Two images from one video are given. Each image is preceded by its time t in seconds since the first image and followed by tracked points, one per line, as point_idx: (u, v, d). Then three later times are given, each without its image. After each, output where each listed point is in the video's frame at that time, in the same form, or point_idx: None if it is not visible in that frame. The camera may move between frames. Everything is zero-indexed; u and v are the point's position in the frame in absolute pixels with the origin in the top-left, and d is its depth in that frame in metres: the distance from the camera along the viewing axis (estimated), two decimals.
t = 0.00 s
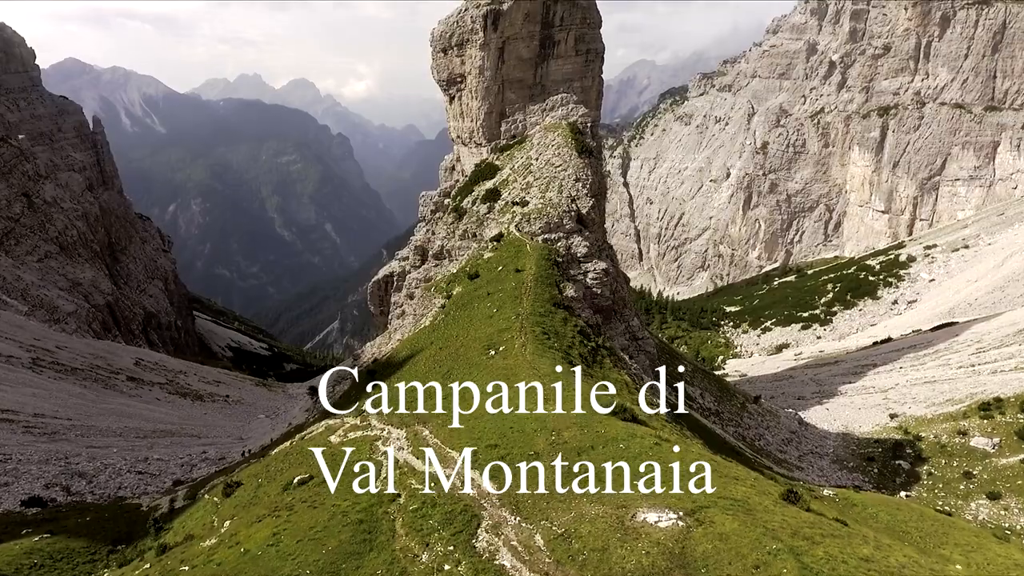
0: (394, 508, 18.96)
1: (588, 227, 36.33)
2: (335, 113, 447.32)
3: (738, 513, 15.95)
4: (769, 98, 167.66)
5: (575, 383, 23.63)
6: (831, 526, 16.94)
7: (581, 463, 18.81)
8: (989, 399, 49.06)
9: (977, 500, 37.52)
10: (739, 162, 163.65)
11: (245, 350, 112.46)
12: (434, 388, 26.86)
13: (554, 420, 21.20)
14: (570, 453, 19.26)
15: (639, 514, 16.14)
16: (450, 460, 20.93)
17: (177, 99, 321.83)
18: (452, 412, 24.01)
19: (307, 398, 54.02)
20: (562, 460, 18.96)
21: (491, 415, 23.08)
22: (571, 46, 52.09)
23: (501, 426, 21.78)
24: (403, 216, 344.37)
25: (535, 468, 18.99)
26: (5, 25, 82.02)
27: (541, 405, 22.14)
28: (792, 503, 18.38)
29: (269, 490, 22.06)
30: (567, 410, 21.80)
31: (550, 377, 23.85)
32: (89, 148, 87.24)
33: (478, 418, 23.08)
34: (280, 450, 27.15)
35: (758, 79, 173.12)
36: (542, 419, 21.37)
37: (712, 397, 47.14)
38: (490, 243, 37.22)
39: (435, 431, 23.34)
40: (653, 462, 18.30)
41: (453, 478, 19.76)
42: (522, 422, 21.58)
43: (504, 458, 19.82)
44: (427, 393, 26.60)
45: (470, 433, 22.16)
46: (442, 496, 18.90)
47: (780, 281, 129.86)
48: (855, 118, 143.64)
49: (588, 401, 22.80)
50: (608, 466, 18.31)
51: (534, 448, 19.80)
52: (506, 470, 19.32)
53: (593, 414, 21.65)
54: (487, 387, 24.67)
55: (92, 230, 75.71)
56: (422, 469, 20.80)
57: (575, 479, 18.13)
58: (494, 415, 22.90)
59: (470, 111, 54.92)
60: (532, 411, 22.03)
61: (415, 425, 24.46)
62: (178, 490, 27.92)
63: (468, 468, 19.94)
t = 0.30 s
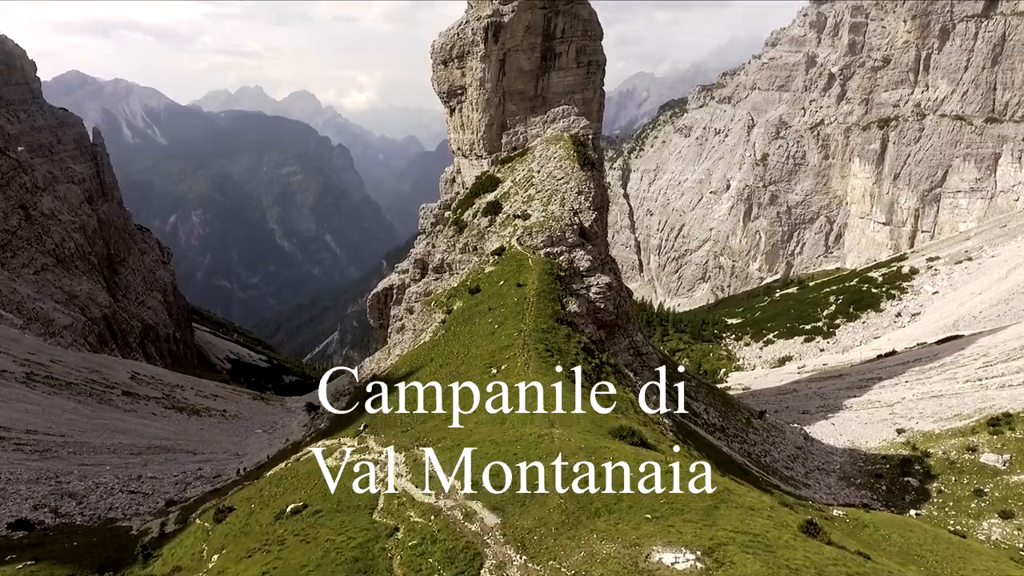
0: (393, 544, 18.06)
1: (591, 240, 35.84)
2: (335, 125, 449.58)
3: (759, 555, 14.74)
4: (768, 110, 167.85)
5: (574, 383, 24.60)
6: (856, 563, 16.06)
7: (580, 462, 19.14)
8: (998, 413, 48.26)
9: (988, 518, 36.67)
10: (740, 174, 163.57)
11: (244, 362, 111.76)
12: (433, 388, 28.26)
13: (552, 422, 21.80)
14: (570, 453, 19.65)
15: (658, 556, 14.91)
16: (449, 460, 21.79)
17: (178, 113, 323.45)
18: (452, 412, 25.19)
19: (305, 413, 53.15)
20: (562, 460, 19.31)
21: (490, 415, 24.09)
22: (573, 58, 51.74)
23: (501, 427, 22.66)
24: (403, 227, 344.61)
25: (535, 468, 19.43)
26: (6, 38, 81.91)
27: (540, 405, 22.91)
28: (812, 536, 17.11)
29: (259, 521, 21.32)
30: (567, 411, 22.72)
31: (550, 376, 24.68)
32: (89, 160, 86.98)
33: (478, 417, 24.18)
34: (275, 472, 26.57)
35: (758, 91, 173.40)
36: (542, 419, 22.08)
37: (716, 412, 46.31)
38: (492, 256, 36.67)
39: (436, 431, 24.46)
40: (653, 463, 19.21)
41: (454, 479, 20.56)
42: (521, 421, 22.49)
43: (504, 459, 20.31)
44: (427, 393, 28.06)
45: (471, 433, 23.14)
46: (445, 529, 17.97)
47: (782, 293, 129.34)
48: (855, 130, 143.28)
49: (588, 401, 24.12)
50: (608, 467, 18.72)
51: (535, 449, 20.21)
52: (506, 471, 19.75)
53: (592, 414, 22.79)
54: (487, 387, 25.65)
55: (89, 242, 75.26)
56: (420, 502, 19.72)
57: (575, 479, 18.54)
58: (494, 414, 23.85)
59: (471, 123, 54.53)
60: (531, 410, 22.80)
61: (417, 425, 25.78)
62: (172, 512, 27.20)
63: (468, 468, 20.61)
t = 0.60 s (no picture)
0: None
1: (593, 253, 35.20)
2: (336, 137, 451.59)
3: None
4: (767, 122, 168.01)
5: (573, 383, 25.41)
6: None
7: (581, 463, 19.79)
8: (1008, 429, 47.38)
9: (1001, 537, 35.75)
10: (740, 185, 163.39)
11: (243, 375, 111.06)
12: (433, 388, 29.50)
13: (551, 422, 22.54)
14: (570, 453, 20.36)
15: None
16: (448, 461, 22.95)
17: (179, 125, 324.82)
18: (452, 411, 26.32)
19: (303, 427, 52.38)
20: (563, 460, 19.96)
21: (490, 415, 24.95)
22: (574, 70, 51.38)
23: (501, 426, 23.55)
24: (403, 238, 344.38)
25: (535, 469, 20.19)
26: (7, 50, 81.78)
27: (540, 404, 23.64)
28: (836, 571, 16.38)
29: (253, 550, 21.04)
30: (566, 411, 23.38)
31: (549, 377, 25.37)
32: (88, 171, 86.74)
33: (478, 416, 25.14)
34: (267, 496, 26.34)
35: (757, 102, 173.67)
36: (541, 420, 22.79)
37: (721, 428, 45.43)
38: (493, 269, 36.14)
39: (438, 431, 25.54)
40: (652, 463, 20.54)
41: (453, 479, 21.74)
42: (521, 422, 23.19)
43: (504, 460, 21.17)
44: (427, 394, 29.24)
45: (472, 433, 24.14)
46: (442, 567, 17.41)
47: (783, 304, 128.72)
48: (855, 141, 143.14)
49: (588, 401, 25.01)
50: (608, 467, 19.49)
51: (536, 450, 20.91)
52: (506, 471, 20.60)
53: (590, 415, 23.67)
54: (486, 386, 26.63)
55: (87, 255, 74.79)
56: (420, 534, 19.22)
57: (575, 480, 19.12)
58: (493, 414, 24.71)
59: (471, 134, 54.10)
60: (531, 409, 23.58)
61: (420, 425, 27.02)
62: (162, 536, 26.41)
63: (468, 467, 21.67)
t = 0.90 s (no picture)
0: None
1: (596, 267, 34.62)
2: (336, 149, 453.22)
3: None
4: (767, 134, 168.07)
5: (573, 384, 26.09)
6: None
7: (580, 463, 20.44)
8: (1018, 445, 46.49)
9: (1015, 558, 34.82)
10: (740, 197, 163.26)
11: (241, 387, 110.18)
12: (432, 387, 30.67)
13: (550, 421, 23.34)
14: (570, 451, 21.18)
15: None
16: (446, 461, 24.10)
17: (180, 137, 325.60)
18: (452, 411, 27.29)
19: (300, 443, 51.52)
20: (562, 460, 20.62)
21: (490, 414, 25.78)
22: (574, 82, 51.11)
23: (500, 427, 24.27)
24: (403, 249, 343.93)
25: (535, 468, 20.99)
26: (7, 62, 81.55)
27: (540, 404, 24.45)
28: None
29: None
30: (566, 412, 24.14)
31: (549, 377, 26.13)
32: (88, 183, 86.42)
33: (478, 416, 26.04)
34: (260, 521, 26.23)
35: (756, 114, 173.90)
36: (539, 420, 23.54)
37: (726, 444, 44.50)
38: (494, 284, 35.54)
39: (438, 429, 26.64)
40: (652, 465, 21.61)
41: (452, 479, 22.82)
42: (520, 421, 24.01)
43: (505, 459, 22.07)
44: (427, 395, 30.35)
45: (472, 433, 25.05)
46: None
47: (785, 316, 127.99)
48: (856, 153, 143.03)
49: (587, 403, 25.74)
50: (608, 468, 20.20)
51: (535, 450, 21.71)
52: (506, 470, 21.53)
53: (589, 416, 24.46)
54: (485, 387, 27.49)
55: (84, 266, 74.13)
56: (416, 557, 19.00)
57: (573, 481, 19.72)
58: (493, 414, 25.58)
59: (472, 146, 53.64)
60: (531, 409, 24.38)
61: (421, 424, 28.17)
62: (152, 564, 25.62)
63: (468, 467, 22.71)
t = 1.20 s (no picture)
0: None
1: (599, 280, 34.08)
2: (336, 160, 454.24)
3: None
4: (767, 145, 167.96)
5: (574, 383, 26.62)
6: None
7: (580, 463, 21.15)
8: None
9: None
10: (740, 208, 163.12)
11: (240, 399, 109.30)
12: (433, 388, 31.79)
13: (548, 420, 24.05)
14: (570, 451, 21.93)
15: None
16: (446, 461, 25.10)
17: (181, 149, 326.55)
18: (452, 411, 28.28)
19: (297, 459, 50.67)
20: (562, 461, 21.26)
21: (490, 414, 26.65)
22: (575, 93, 50.77)
23: (498, 428, 25.09)
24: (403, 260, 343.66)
25: (535, 468, 21.56)
26: (7, 74, 81.26)
27: (540, 404, 25.17)
28: None
29: None
30: (565, 411, 24.90)
31: (549, 376, 26.83)
32: (87, 194, 85.98)
33: (478, 416, 26.93)
34: (252, 547, 25.55)
35: (756, 125, 173.98)
36: (536, 419, 24.28)
37: (731, 460, 43.59)
38: (495, 297, 34.99)
39: (440, 428, 27.65)
40: (653, 464, 22.70)
41: (452, 479, 23.85)
42: (519, 420, 24.81)
43: (503, 459, 22.82)
44: (428, 394, 31.49)
45: (472, 433, 25.96)
46: None
47: (787, 327, 127.30)
48: (856, 164, 142.82)
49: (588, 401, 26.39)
50: (606, 471, 21.02)
51: (534, 450, 22.34)
52: (506, 471, 22.22)
53: (590, 415, 25.17)
54: (485, 386, 28.39)
55: (81, 279, 73.50)
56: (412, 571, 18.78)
57: (574, 480, 20.40)
58: (493, 413, 26.43)
59: (472, 157, 53.14)
60: (530, 409, 25.14)
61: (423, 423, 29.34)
62: None
63: (468, 469, 23.60)
